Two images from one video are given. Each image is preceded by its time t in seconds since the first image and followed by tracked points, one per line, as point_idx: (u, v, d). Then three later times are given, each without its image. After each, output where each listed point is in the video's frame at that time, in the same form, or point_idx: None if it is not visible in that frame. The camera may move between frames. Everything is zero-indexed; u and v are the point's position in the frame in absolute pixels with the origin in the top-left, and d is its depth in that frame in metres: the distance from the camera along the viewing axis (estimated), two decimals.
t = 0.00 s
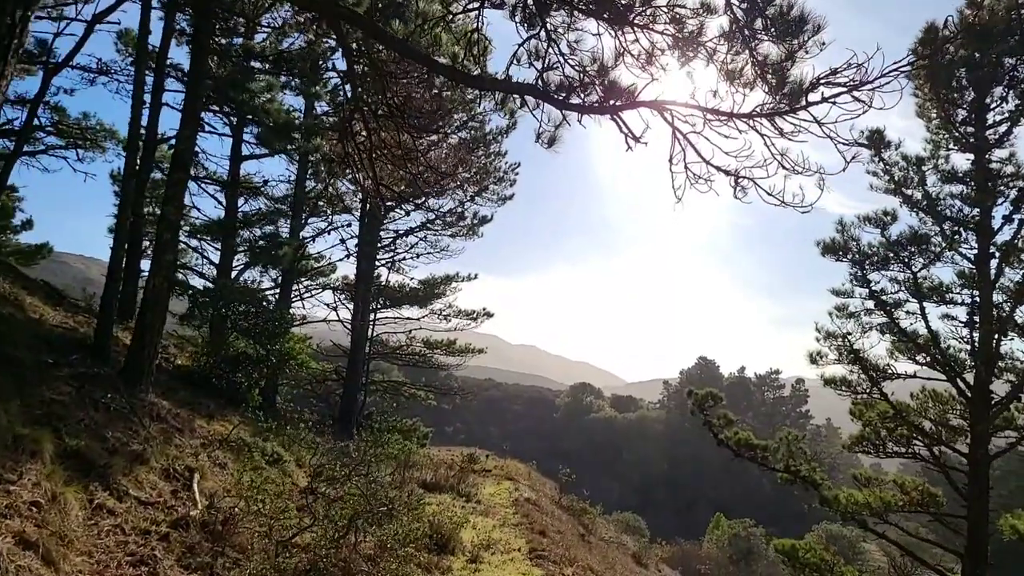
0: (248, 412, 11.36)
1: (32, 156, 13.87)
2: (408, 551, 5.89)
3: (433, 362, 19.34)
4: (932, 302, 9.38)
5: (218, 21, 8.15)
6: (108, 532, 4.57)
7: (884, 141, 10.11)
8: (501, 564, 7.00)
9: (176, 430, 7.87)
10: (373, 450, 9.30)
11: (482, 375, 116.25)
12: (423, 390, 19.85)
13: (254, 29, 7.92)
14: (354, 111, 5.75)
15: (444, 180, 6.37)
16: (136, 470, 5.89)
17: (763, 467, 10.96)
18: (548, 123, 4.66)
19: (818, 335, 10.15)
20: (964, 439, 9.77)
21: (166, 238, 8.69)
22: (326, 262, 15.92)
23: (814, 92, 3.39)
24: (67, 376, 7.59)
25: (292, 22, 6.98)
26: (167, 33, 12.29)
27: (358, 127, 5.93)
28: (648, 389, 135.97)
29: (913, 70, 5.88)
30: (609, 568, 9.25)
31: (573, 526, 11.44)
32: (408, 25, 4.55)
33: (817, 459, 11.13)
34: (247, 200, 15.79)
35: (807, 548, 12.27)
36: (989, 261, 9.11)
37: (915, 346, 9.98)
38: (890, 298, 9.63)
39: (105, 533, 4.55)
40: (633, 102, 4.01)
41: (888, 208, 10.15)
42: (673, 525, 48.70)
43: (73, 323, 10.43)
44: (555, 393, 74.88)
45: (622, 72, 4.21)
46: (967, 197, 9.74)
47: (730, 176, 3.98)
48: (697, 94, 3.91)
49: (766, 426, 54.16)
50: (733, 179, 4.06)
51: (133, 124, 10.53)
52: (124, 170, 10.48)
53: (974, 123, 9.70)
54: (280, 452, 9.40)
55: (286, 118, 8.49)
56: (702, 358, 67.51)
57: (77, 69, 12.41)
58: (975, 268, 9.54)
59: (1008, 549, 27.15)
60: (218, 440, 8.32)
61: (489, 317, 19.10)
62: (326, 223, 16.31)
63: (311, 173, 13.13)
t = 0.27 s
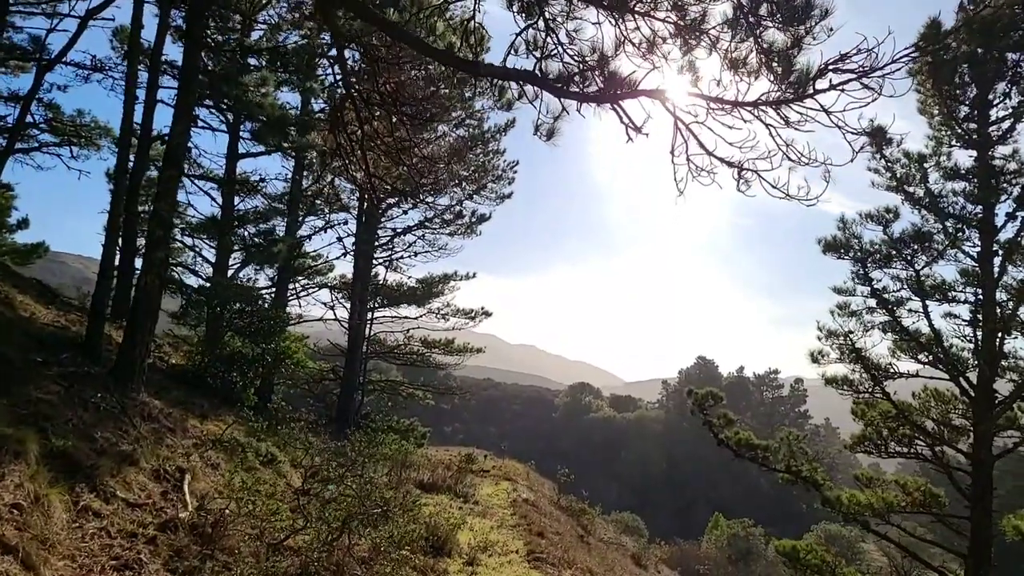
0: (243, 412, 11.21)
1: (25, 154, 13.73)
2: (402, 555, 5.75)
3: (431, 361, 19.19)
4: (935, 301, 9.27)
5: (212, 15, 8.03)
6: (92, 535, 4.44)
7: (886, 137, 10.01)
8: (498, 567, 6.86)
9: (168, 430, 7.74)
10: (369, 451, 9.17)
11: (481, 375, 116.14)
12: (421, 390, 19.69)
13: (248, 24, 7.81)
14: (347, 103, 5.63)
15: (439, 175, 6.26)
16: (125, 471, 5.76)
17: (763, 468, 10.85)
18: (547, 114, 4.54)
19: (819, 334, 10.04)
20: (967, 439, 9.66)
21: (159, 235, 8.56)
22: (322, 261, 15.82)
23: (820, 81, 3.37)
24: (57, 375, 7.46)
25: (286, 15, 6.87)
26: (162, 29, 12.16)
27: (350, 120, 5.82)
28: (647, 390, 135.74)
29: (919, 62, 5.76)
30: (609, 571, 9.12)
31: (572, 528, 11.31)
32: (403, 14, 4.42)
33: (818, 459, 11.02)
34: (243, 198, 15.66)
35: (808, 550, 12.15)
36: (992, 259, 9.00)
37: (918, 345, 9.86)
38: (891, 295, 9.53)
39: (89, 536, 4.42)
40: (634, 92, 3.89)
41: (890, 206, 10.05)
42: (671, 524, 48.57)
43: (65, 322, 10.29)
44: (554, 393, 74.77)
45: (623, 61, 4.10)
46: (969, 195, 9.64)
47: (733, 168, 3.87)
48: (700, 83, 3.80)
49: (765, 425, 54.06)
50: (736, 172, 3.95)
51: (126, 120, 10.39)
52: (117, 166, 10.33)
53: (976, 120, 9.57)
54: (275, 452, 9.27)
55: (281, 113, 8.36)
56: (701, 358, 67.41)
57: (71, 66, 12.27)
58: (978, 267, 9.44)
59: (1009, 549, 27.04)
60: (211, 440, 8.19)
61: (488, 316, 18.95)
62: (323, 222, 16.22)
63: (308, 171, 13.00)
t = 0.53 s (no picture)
0: (239, 413, 11.07)
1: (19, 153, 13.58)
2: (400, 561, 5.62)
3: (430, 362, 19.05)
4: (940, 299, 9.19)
5: (205, 11, 7.89)
6: (81, 542, 4.30)
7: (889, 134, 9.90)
8: (498, 572, 6.73)
9: (162, 433, 7.60)
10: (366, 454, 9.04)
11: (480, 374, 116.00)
12: (420, 390, 19.55)
13: (243, 20, 7.68)
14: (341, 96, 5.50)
15: (435, 171, 6.14)
16: (117, 475, 5.63)
17: (766, 469, 10.73)
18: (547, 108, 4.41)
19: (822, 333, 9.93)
20: (971, 439, 9.56)
21: (151, 234, 8.42)
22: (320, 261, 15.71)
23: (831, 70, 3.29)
24: (48, 377, 7.32)
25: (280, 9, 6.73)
26: (156, 27, 12.01)
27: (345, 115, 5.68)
28: (646, 389, 135.67)
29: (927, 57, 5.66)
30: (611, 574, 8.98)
31: (573, 530, 11.17)
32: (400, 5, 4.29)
33: (821, 460, 10.89)
34: (240, 197, 15.51)
35: (811, 551, 12.02)
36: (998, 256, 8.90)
37: (922, 344, 9.76)
38: (895, 295, 9.47)
39: (77, 543, 4.28)
40: (638, 84, 3.78)
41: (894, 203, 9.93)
42: (671, 523, 48.38)
43: (58, 322, 10.14)
44: (553, 392, 74.65)
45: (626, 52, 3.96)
46: (974, 192, 9.54)
47: (740, 163, 3.76)
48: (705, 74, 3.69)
49: (765, 424, 53.98)
50: (742, 167, 3.85)
51: (120, 118, 10.25)
52: (110, 165, 10.19)
53: (981, 115, 9.49)
54: (271, 455, 9.13)
55: (276, 111, 8.22)
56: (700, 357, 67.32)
57: (64, 64, 12.12)
58: (983, 264, 9.33)
59: (1010, 549, 26.93)
60: (206, 442, 8.06)
61: (487, 316, 18.82)
62: (321, 222, 16.14)
63: (305, 170, 12.88)
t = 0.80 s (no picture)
0: (236, 412, 10.98)
1: (14, 149, 13.46)
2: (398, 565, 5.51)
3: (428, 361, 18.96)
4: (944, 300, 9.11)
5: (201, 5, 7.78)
6: (70, 546, 4.19)
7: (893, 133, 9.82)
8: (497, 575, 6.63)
9: (157, 433, 7.49)
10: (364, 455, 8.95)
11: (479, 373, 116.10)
12: (418, 390, 19.45)
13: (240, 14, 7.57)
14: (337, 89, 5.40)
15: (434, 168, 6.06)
16: (109, 476, 5.53)
17: (767, 470, 10.63)
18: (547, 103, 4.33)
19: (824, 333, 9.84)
20: (973, 441, 9.48)
21: (145, 231, 8.31)
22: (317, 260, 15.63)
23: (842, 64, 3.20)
24: (41, 376, 7.22)
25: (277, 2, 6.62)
26: (154, 22, 11.90)
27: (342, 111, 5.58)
28: (645, 389, 135.64)
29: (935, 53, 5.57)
30: None
31: (572, 531, 11.07)
32: None
33: (823, 461, 10.81)
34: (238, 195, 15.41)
35: (812, 553, 11.94)
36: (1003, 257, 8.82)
37: (925, 345, 9.68)
38: (899, 295, 9.39)
39: (66, 546, 4.17)
40: (643, 76, 3.70)
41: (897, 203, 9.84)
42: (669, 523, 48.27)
43: (53, 320, 10.01)
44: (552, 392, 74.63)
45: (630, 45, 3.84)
46: (978, 192, 9.46)
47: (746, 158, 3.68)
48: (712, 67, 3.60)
49: (763, 425, 53.94)
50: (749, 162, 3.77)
51: (116, 114, 10.14)
52: (106, 161, 10.08)
53: (986, 114, 9.42)
54: (267, 455, 9.03)
55: (273, 107, 8.11)
56: (700, 357, 67.21)
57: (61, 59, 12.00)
58: (987, 265, 9.25)
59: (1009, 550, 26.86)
60: (202, 441, 7.96)
61: (486, 315, 18.72)
62: (319, 221, 16.04)
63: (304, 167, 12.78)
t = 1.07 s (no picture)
0: (234, 413, 10.89)
1: (10, 148, 13.35)
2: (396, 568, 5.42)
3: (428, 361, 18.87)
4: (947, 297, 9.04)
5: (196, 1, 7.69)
6: (60, 550, 4.10)
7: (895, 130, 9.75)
8: None
9: (153, 434, 7.40)
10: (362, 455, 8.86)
11: (478, 373, 116.00)
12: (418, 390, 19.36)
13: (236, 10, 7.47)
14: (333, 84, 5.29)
15: (432, 163, 5.98)
16: (103, 478, 5.44)
17: (769, 470, 10.54)
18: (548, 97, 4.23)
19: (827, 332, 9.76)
20: (978, 440, 9.38)
21: (140, 230, 8.21)
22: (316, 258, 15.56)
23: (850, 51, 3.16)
24: (35, 376, 7.12)
25: None
26: (151, 21, 11.80)
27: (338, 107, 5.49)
28: (645, 388, 135.60)
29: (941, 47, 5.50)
30: None
31: (572, 532, 10.98)
32: None
33: (825, 461, 10.72)
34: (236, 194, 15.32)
35: (815, 553, 11.85)
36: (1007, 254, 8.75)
37: (929, 343, 9.60)
38: (901, 293, 9.32)
39: (56, 551, 4.08)
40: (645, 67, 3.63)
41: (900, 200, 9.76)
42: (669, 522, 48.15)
43: (49, 320, 9.92)
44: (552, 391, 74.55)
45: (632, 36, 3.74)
46: (982, 189, 9.39)
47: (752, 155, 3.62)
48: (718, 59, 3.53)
49: (764, 424, 53.87)
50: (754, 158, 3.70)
51: (111, 112, 10.05)
52: (102, 160, 9.98)
53: (989, 110, 9.35)
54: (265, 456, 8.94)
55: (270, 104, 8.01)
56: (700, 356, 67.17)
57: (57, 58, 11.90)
58: (991, 262, 9.17)
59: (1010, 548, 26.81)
60: (198, 442, 7.87)
61: (485, 314, 18.65)
62: (318, 220, 15.96)
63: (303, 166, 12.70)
